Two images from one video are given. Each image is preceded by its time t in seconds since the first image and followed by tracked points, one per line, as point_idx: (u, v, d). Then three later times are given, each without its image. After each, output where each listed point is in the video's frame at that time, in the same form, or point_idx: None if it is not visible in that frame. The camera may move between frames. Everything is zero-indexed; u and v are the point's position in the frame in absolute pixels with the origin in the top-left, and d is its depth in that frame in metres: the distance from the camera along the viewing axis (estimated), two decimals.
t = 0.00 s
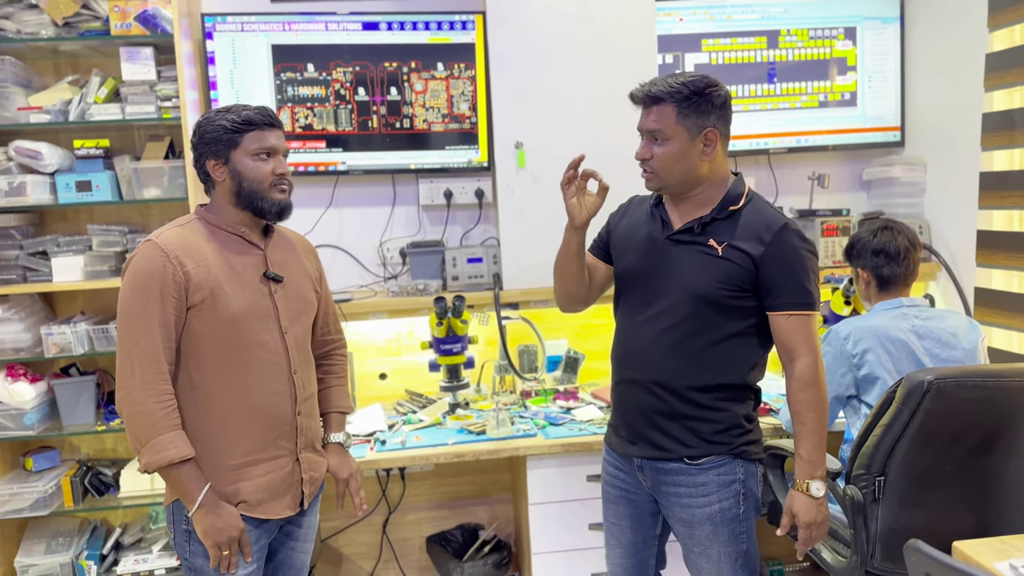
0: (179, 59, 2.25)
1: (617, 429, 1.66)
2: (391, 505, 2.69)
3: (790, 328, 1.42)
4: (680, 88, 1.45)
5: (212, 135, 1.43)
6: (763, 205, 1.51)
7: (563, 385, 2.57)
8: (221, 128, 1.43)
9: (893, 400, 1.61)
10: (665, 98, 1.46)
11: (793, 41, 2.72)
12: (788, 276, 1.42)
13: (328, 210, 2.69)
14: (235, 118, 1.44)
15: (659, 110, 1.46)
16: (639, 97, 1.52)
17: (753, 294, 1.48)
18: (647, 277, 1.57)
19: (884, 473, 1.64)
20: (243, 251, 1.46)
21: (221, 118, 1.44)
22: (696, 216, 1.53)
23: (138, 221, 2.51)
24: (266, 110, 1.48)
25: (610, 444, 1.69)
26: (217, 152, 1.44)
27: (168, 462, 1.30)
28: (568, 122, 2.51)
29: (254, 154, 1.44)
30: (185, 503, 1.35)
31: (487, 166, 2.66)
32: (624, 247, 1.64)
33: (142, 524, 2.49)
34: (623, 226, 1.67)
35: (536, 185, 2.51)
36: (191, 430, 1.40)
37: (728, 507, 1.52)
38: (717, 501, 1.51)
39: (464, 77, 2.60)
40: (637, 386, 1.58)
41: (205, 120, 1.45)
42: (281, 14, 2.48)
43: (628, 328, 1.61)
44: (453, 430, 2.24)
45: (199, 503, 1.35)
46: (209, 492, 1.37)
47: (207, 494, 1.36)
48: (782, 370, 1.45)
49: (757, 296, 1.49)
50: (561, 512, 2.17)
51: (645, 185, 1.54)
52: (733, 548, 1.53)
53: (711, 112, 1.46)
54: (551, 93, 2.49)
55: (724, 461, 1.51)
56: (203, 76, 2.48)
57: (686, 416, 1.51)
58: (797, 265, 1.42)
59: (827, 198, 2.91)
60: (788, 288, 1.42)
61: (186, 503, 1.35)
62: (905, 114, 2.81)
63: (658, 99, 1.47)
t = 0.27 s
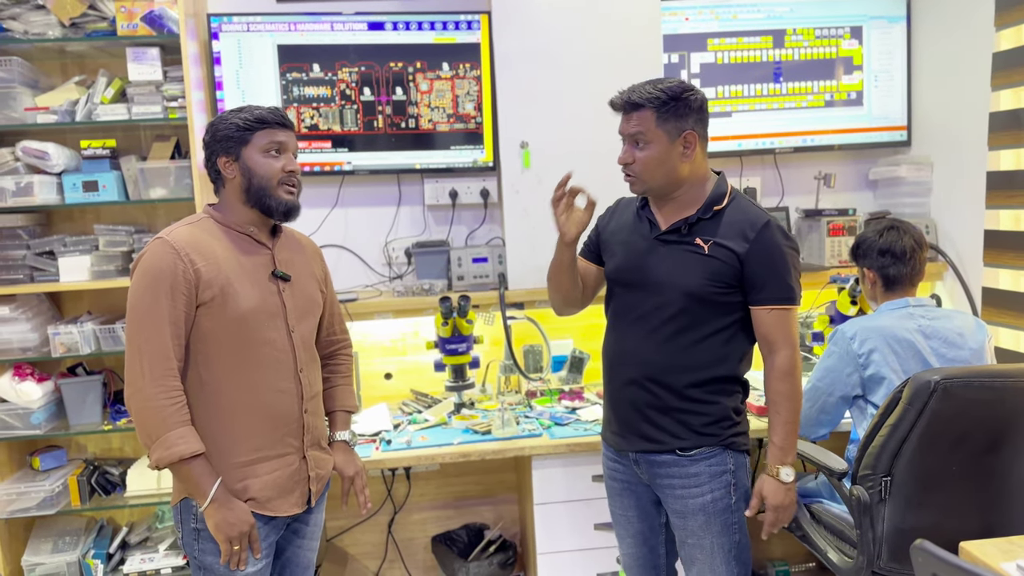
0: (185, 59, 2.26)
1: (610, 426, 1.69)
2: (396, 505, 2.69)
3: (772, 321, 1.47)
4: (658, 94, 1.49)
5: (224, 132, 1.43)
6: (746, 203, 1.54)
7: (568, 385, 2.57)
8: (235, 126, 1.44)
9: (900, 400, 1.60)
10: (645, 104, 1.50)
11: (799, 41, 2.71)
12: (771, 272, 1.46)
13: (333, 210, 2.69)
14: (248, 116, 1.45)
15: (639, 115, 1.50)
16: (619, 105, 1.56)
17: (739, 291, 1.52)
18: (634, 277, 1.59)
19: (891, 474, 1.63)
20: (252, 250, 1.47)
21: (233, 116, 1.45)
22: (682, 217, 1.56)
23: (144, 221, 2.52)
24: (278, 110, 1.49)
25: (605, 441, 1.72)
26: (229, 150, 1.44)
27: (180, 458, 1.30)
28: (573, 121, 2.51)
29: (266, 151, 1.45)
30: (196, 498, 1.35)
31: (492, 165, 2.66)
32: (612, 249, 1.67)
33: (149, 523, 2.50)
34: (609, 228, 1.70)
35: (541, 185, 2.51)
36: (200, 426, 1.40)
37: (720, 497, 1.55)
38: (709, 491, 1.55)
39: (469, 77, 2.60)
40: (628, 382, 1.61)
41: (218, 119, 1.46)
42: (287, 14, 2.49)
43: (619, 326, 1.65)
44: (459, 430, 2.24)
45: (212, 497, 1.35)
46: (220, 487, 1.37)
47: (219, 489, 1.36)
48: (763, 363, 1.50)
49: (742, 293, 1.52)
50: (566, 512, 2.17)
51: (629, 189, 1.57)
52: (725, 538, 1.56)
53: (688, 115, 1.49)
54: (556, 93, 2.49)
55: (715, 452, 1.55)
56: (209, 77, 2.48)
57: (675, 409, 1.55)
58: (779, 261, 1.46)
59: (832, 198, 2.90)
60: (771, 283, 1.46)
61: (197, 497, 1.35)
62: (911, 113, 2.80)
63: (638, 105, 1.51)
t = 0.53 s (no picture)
0: (192, 60, 2.26)
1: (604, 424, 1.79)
2: (402, 504, 2.70)
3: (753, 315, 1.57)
4: (646, 98, 1.59)
5: (231, 128, 1.44)
6: (729, 204, 1.64)
7: (574, 384, 2.58)
8: (242, 121, 1.44)
9: (905, 400, 1.60)
10: (634, 107, 1.59)
11: (805, 40, 2.71)
12: (754, 269, 1.56)
13: (339, 210, 2.70)
14: (256, 112, 1.46)
15: (629, 118, 1.59)
16: (609, 108, 1.65)
17: (724, 287, 1.61)
18: (625, 277, 1.70)
19: (896, 473, 1.63)
20: (256, 249, 1.47)
21: (241, 113, 1.46)
22: (669, 217, 1.65)
23: (151, 220, 2.53)
24: (287, 109, 1.51)
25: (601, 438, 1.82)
26: (235, 145, 1.44)
27: (187, 456, 1.31)
28: (579, 121, 2.51)
29: (272, 146, 1.46)
30: (204, 495, 1.35)
31: (498, 165, 2.66)
32: (603, 251, 1.77)
33: (156, 521, 2.51)
34: (600, 231, 1.80)
35: (547, 185, 2.51)
36: (205, 425, 1.40)
37: (710, 488, 1.65)
38: (701, 482, 1.65)
39: (475, 77, 2.60)
40: (622, 378, 1.70)
41: (225, 115, 1.46)
42: (293, 14, 2.49)
43: (611, 325, 1.73)
44: (465, 429, 2.25)
45: (220, 494, 1.35)
46: (228, 484, 1.38)
47: (227, 486, 1.36)
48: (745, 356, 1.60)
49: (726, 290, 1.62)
50: (571, 511, 2.17)
51: (619, 189, 1.67)
52: (715, 527, 1.65)
53: (674, 118, 1.59)
54: (562, 93, 2.49)
55: (705, 444, 1.65)
56: (216, 77, 2.49)
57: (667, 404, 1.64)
58: (759, 257, 1.56)
59: (838, 197, 2.89)
60: (753, 279, 1.56)
61: (205, 495, 1.35)
62: (918, 113, 2.79)
63: (627, 108, 1.60)
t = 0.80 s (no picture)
0: (199, 59, 2.27)
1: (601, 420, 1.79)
2: (408, 502, 2.70)
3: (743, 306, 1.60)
4: (645, 97, 1.61)
5: (237, 138, 1.42)
6: (719, 202, 1.68)
7: (579, 383, 2.59)
8: (247, 131, 1.43)
9: (911, 399, 1.60)
10: (635, 105, 1.61)
11: (811, 39, 2.70)
12: (744, 264, 1.59)
13: (345, 209, 2.70)
14: (263, 122, 1.44)
15: (630, 116, 1.61)
16: (608, 106, 1.66)
17: (717, 282, 1.64)
18: (620, 274, 1.71)
19: (902, 473, 1.63)
20: (254, 249, 1.47)
21: (245, 120, 1.44)
22: (662, 214, 1.68)
23: (158, 220, 2.53)
24: (292, 116, 1.50)
25: (597, 435, 1.82)
26: (240, 155, 1.43)
27: (188, 457, 1.31)
28: (585, 120, 2.51)
29: (280, 158, 1.46)
30: (206, 496, 1.36)
31: (503, 164, 2.66)
32: (596, 250, 1.78)
33: (162, 520, 2.52)
34: (591, 232, 1.81)
35: (553, 184, 2.52)
36: (205, 426, 1.41)
37: (709, 479, 1.67)
38: (700, 473, 1.66)
39: (480, 76, 2.61)
40: (619, 375, 1.71)
41: (228, 120, 1.44)
42: (299, 14, 2.50)
43: (606, 323, 1.74)
44: (470, 428, 2.25)
45: (222, 495, 1.35)
46: (230, 484, 1.38)
47: (229, 486, 1.37)
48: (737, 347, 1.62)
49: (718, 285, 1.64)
50: (577, 510, 2.17)
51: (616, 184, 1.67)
52: (715, 517, 1.67)
53: (673, 116, 1.63)
54: (568, 92, 2.49)
55: (703, 436, 1.67)
56: (223, 76, 2.50)
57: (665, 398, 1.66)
58: (750, 252, 1.59)
59: (844, 197, 2.89)
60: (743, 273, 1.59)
61: (208, 495, 1.35)
62: (924, 112, 2.79)
63: (628, 106, 1.61)
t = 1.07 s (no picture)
0: (206, 58, 2.28)
1: (606, 418, 1.78)
2: (414, 501, 2.71)
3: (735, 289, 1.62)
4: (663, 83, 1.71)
5: (231, 130, 1.42)
6: (710, 196, 1.72)
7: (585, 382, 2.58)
8: (241, 124, 1.42)
9: (918, 398, 1.60)
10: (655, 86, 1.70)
11: (818, 38, 2.70)
12: (738, 250, 1.60)
13: (352, 208, 2.71)
14: (257, 117, 1.44)
15: (651, 94, 1.68)
16: (626, 87, 1.72)
17: (712, 271, 1.65)
18: (619, 272, 1.72)
19: (909, 472, 1.62)
20: (245, 249, 1.46)
21: (240, 114, 1.44)
22: (657, 206, 1.71)
23: (166, 219, 2.54)
24: (285, 112, 1.50)
25: (601, 434, 1.81)
26: (233, 148, 1.43)
27: (181, 462, 1.30)
28: (591, 119, 2.51)
29: (272, 153, 1.45)
30: (200, 500, 1.35)
31: (509, 163, 2.66)
32: (593, 249, 1.79)
33: (170, 517, 2.53)
34: (587, 234, 1.82)
35: (559, 183, 2.52)
36: (197, 429, 1.40)
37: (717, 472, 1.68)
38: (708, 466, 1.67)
39: (486, 75, 2.61)
40: (625, 371, 1.71)
41: (222, 114, 1.43)
42: (306, 13, 2.51)
43: (608, 321, 1.74)
44: (476, 427, 2.25)
45: (216, 499, 1.35)
46: (223, 489, 1.37)
47: (223, 490, 1.36)
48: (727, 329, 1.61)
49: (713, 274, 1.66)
50: (582, 508, 2.18)
51: (630, 155, 1.67)
52: (722, 510, 1.69)
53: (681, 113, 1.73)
54: (574, 91, 2.49)
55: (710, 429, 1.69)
56: (230, 75, 2.51)
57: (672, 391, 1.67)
58: (744, 239, 1.61)
59: (851, 195, 2.88)
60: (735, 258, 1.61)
61: (201, 500, 1.35)
62: (931, 111, 2.78)
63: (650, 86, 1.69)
